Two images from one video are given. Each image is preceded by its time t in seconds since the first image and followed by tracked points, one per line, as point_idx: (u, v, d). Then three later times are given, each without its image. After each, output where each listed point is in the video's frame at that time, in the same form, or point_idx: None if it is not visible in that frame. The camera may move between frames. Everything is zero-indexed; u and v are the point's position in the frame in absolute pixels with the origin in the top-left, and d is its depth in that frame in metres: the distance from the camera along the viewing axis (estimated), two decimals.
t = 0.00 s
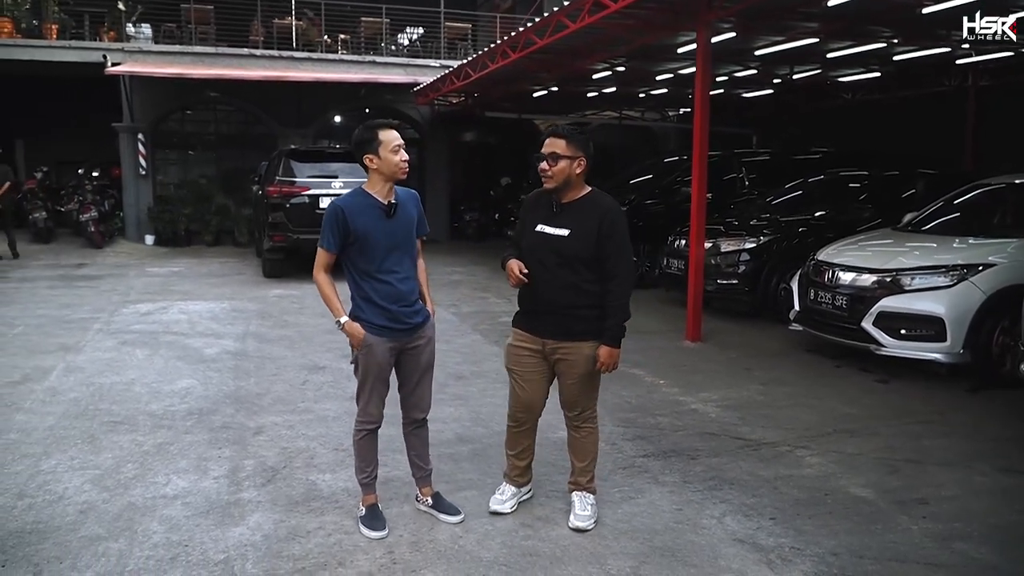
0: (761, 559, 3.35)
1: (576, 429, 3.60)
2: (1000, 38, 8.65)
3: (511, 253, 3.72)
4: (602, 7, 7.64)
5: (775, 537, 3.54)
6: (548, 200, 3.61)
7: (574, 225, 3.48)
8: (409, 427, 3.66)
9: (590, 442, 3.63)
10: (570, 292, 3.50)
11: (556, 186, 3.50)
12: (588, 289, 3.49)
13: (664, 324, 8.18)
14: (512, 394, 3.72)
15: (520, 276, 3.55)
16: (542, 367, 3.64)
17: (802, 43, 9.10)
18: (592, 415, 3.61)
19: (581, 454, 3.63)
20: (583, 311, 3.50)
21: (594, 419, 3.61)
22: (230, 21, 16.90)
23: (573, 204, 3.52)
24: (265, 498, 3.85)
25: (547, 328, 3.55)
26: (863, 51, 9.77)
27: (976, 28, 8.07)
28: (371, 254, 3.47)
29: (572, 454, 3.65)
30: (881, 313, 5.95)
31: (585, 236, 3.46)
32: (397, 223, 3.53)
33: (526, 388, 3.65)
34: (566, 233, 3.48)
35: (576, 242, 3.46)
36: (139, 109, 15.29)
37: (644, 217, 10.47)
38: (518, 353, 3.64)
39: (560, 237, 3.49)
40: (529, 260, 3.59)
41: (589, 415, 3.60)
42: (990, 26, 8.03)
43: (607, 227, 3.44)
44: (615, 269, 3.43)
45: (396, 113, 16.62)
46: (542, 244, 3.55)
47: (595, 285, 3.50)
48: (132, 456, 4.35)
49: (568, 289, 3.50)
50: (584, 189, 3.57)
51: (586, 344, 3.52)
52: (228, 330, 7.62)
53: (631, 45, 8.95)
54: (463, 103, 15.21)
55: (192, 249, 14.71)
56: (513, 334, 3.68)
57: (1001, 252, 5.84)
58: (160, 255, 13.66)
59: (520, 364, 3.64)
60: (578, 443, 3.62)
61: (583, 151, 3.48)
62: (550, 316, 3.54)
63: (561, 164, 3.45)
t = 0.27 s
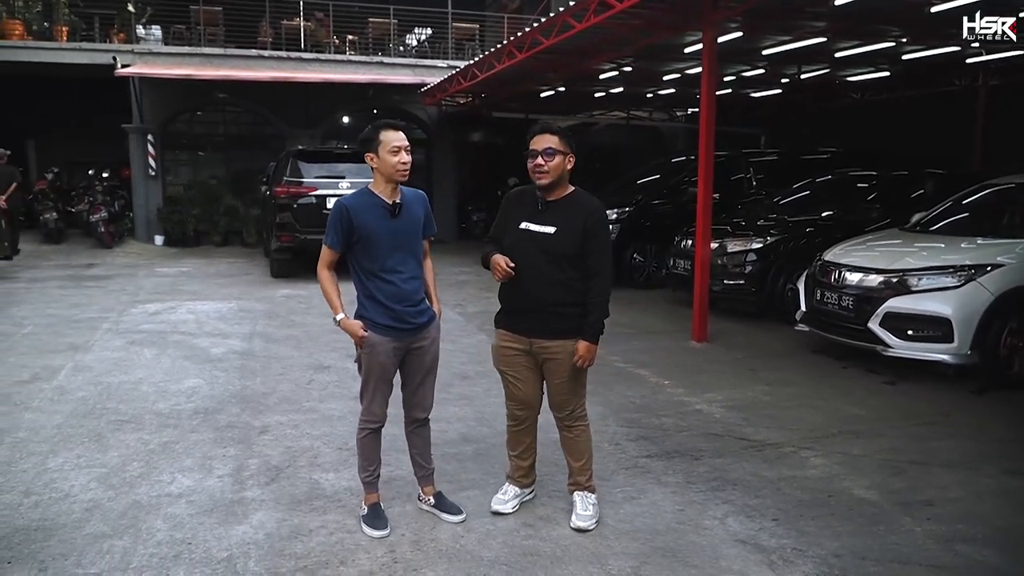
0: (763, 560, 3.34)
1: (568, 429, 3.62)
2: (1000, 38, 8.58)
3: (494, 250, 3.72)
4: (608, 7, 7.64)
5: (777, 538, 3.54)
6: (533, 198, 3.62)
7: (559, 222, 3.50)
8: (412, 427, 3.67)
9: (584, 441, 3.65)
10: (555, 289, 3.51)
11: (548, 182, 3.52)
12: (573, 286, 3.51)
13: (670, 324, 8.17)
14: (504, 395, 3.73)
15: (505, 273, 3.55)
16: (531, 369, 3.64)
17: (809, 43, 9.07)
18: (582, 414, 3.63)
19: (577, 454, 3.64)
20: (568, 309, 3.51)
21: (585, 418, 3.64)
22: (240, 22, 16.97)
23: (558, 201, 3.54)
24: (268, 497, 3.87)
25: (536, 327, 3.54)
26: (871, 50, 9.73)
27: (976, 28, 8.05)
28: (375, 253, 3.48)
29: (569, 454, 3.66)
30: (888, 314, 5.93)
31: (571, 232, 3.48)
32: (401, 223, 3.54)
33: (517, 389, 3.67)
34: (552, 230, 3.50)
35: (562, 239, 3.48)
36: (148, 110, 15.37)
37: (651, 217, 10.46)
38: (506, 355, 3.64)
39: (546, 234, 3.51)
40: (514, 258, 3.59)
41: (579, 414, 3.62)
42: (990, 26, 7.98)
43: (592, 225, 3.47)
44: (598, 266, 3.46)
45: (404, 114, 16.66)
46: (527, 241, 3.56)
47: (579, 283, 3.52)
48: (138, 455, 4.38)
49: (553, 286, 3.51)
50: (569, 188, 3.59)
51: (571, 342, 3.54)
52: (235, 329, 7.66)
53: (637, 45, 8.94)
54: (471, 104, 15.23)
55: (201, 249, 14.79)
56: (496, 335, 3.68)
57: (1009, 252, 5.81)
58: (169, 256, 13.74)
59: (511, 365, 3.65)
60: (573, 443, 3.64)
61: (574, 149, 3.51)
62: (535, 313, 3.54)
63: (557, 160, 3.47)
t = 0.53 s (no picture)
0: (769, 563, 3.32)
1: (566, 432, 3.61)
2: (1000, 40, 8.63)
3: (487, 254, 3.71)
4: (617, 7, 7.62)
5: (783, 542, 3.52)
6: (524, 201, 3.63)
7: (557, 223, 3.52)
8: (417, 427, 3.66)
9: (582, 443, 3.63)
10: (554, 290, 3.53)
11: (540, 184, 3.53)
12: (572, 286, 3.54)
13: (677, 325, 8.14)
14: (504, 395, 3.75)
15: (506, 277, 3.54)
16: (531, 369, 3.65)
17: (820, 43, 9.03)
18: (580, 418, 3.62)
19: (576, 457, 3.63)
20: (568, 309, 3.54)
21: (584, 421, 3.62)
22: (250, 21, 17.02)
23: (552, 203, 3.57)
24: (274, 496, 3.88)
25: (538, 327, 3.54)
26: (881, 51, 9.67)
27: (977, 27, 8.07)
28: (382, 253, 3.48)
29: (567, 456, 3.65)
30: (897, 316, 5.89)
31: (569, 233, 3.51)
32: (409, 222, 3.53)
33: (517, 390, 3.68)
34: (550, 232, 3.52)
35: (561, 240, 3.51)
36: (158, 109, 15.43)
37: (659, 217, 10.43)
38: (506, 355, 3.64)
39: (544, 235, 3.52)
40: (511, 260, 3.59)
41: (577, 417, 3.61)
42: (990, 26, 8.00)
43: (589, 225, 3.53)
44: (597, 266, 3.52)
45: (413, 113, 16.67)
46: (524, 244, 3.57)
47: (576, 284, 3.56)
48: (145, 453, 4.39)
49: (553, 287, 3.53)
50: (559, 189, 3.63)
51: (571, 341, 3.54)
52: (243, 328, 7.67)
53: (646, 45, 8.91)
54: (480, 104, 15.21)
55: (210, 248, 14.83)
56: (494, 336, 3.67)
57: (1020, 255, 5.76)
58: (178, 254, 13.79)
59: (510, 366, 3.65)
60: (572, 446, 3.62)
61: (563, 151, 3.54)
62: (535, 315, 3.55)
63: (548, 163, 3.49)
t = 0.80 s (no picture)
0: (779, 567, 3.28)
1: (571, 433, 3.57)
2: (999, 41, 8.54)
3: (489, 256, 3.65)
4: (627, 6, 7.57)
5: (794, 545, 3.48)
6: (525, 202, 3.59)
7: (563, 222, 3.52)
8: (424, 428, 3.64)
9: (585, 445, 3.60)
10: (563, 290, 3.53)
11: (541, 185, 3.51)
12: (578, 283, 3.56)
13: (686, 326, 8.09)
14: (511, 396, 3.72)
15: (519, 279, 3.48)
16: (539, 369, 3.62)
17: (830, 43, 8.96)
18: (586, 418, 3.58)
19: (578, 459, 3.60)
20: (575, 307, 3.55)
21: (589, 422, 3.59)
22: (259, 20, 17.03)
23: (553, 203, 3.56)
24: (280, 497, 3.85)
25: (546, 328, 3.52)
26: (893, 50, 9.60)
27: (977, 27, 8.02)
28: (387, 253, 3.46)
29: (569, 458, 3.62)
30: (908, 317, 5.83)
31: (575, 231, 3.52)
32: (416, 223, 3.50)
33: (525, 391, 3.65)
34: (558, 231, 3.51)
35: (568, 239, 3.51)
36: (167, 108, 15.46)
37: (668, 217, 10.37)
38: (514, 357, 3.60)
39: (552, 235, 3.51)
40: (519, 261, 3.55)
41: (584, 418, 3.57)
42: (989, 26, 7.95)
43: (592, 223, 3.55)
44: (602, 263, 3.58)
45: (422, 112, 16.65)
46: (530, 244, 3.53)
47: (580, 282, 3.58)
48: (151, 453, 4.38)
49: (561, 286, 3.52)
50: (558, 189, 3.62)
51: (581, 340, 3.54)
52: (250, 327, 7.66)
53: (656, 45, 8.87)
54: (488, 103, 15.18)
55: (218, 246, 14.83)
56: (501, 339, 3.62)
57: None
58: (186, 253, 13.80)
59: (519, 368, 3.61)
60: (577, 447, 3.59)
61: (562, 150, 3.53)
62: (546, 316, 3.52)
63: (548, 164, 3.47)
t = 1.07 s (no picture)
0: (789, 570, 3.25)
1: (577, 435, 3.55)
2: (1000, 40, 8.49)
3: (495, 257, 3.61)
4: (631, 5, 7.53)
5: (804, 548, 3.44)
6: (529, 202, 3.56)
7: (569, 221, 3.49)
8: (429, 432, 3.60)
9: (592, 448, 3.58)
10: (571, 289, 3.49)
11: (540, 184, 3.48)
12: (585, 282, 3.53)
13: (691, 326, 8.05)
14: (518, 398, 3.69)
15: (530, 280, 3.44)
16: (547, 372, 3.59)
17: (835, 41, 8.92)
18: (592, 421, 3.56)
19: (585, 460, 3.58)
20: (584, 306, 3.51)
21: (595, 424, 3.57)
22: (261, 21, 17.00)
23: (558, 202, 3.53)
24: (284, 501, 3.82)
25: (553, 329, 3.49)
26: (897, 49, 9.55)
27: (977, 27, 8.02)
28: (394, 252, 3.42)
29: (575, 460, 3.59)
30: (915, 317, 5.79)
31: (581, 230, 3.49)
32: (423, 223, 3.47)
33: (532, 393, 3.62)
34: (564, 230, 3.48)
35: (575, 238, 3.48)
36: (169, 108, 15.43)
37: (672, 216, 10.33)
38: (523, 360, 3.56)
39: (559, 234, 3.48)
40: (526, 261, 3.51)
41: (590, 420, 3.55)
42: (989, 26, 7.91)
43: (598, 222, 3.53)
44: (608, 261, 3.56)
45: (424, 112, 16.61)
46: (537, 244, 3.50)
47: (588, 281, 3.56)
48: (154, 457, 4.35)
49: (569, 285, 3.49)
50: (562, 188, 3.59)
51: (591, 342, 3.52)
52: (253, 329, 7.63)
53: (660, 43, 8.83)
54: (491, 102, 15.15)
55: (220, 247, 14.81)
56: (509, 342, 3.59)
57: None
58: (188, 254, 13.77)
59: (527, 371, 3.58)
60: (584, 449, 3.56)
61: (561, 149, 3.48)
62: (556, 316, 3.49)
63: (543, 164, 3.43)
